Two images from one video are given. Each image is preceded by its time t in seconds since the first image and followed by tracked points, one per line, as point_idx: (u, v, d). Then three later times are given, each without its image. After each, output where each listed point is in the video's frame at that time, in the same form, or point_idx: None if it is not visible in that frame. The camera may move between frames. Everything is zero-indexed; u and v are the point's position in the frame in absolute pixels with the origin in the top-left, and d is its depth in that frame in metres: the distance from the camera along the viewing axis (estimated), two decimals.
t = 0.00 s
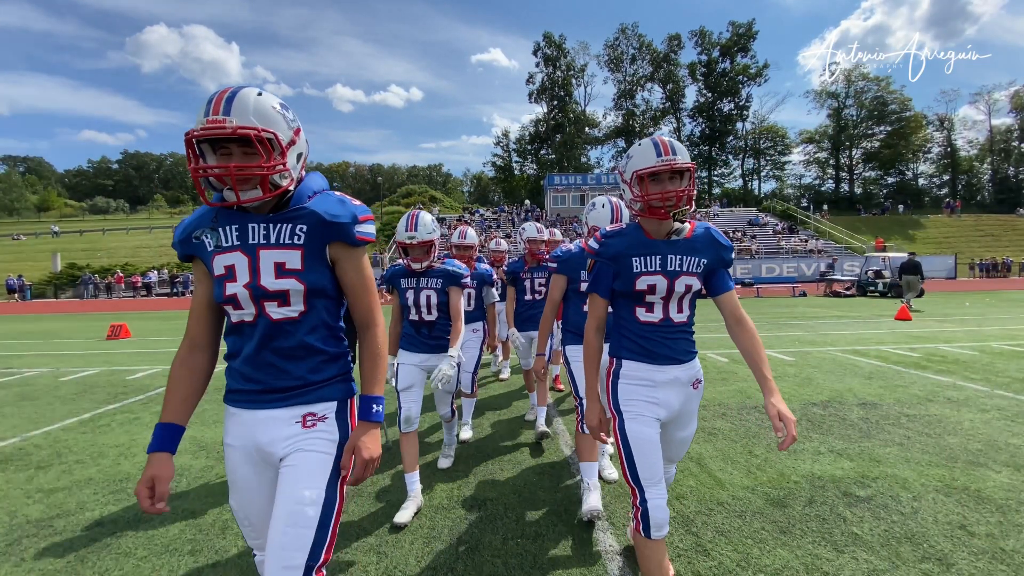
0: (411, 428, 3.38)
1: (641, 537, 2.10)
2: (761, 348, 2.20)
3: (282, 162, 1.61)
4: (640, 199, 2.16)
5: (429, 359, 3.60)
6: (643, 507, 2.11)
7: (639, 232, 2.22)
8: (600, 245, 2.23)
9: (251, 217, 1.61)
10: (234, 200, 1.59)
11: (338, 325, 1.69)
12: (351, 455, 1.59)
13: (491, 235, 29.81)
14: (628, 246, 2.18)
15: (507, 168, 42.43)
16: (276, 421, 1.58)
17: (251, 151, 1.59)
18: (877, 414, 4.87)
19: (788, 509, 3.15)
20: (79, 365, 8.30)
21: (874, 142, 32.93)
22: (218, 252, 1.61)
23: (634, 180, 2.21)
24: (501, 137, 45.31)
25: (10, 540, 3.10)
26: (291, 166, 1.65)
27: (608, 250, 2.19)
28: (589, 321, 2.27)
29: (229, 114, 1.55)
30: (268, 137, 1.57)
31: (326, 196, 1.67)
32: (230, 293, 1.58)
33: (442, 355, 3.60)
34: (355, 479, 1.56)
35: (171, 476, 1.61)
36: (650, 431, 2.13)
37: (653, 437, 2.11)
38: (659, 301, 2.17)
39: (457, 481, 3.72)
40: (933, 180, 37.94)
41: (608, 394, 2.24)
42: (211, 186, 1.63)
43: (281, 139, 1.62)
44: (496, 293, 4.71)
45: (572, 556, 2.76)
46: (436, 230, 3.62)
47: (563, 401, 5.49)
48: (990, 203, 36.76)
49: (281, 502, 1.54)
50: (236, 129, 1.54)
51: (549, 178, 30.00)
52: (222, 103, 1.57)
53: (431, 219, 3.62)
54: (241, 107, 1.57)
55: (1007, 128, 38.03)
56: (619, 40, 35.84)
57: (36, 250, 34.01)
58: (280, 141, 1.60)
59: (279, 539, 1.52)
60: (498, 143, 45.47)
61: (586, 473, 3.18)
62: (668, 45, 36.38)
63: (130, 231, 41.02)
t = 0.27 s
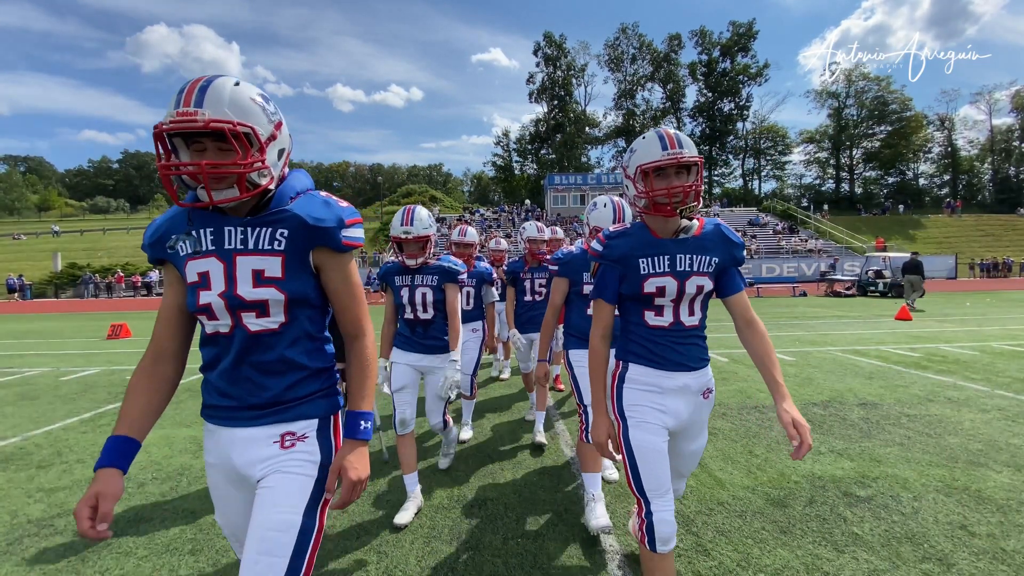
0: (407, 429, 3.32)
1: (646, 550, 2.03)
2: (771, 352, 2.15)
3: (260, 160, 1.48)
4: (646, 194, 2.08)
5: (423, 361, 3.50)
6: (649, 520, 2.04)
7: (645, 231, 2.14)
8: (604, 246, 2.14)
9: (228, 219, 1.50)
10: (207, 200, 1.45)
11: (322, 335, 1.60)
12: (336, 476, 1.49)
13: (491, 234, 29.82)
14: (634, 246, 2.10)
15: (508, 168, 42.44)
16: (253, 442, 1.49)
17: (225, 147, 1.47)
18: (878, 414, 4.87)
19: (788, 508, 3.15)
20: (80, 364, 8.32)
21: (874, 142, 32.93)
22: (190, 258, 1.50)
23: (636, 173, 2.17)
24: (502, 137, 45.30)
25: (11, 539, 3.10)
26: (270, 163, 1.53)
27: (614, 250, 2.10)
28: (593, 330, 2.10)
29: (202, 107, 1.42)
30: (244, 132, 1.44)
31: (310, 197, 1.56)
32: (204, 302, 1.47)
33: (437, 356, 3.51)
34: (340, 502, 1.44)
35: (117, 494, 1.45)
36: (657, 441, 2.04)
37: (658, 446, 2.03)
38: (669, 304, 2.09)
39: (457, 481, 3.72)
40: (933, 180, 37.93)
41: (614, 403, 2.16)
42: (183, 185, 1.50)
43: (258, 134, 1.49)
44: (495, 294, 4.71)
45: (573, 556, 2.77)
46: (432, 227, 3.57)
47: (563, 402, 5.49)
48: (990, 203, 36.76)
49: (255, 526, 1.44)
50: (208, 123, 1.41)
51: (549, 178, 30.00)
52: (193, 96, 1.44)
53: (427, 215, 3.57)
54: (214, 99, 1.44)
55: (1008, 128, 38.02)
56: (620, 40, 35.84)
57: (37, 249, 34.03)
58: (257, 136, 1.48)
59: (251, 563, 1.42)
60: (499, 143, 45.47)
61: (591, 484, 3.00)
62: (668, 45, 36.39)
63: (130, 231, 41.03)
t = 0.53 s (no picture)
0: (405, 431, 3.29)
1: (649, 557, 2.05)
2: (779, 350, 2.14)
3: (233, 157, 1.37)
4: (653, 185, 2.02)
5: (417, 362, 3.42)
6: (652, 527, 2.04)
7: (651, 225, 2.10)
8: (609, 243, 2.07)
9: (201, 223, 1.40)
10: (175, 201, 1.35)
11: (303, 350, 1.50)
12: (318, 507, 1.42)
13: (491, 234, 29.81)
14: (641, 241, 2.05)
15: (508, 168, 42.44)
16: (225, 468, 1.40)
17: (195, 143, 1.35)
18: (878, 414, 4.86)
19: (788, 508, 3.15)
20: (81, 364, 8.33)
21: (875, 142, 32.91)
22: (157, 265, 1.39)
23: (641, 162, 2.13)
24: (502, 137, 45.29)
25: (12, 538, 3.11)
26: (245, 161, 1.41)
27: (621, 246, 2.04)
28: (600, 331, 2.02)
29: (169, 98, 1.31)
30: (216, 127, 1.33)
31: (293, 199, 1.45)
32: (172, 314, 1.36)
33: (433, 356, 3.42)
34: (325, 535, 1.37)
35: (60, 515, 1.32)
36: (664, 444, 2.01)
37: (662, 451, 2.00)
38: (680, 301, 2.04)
39: (457, 480, 3.72)
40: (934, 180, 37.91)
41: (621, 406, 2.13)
42: (151, 184, 1.39)
43: (232, 129, 1.37)
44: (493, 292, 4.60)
45: (573, 556, 2.77)
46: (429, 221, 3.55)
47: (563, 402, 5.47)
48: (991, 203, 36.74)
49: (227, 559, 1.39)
50: (174, 117, 1.29)
51: (549, 177, 30.00)
52: (160, 86, 1.33)
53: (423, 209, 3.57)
54: (182, 91, 1.32)
55: (1008, 127, 37.99)
56: (620, 40, 35.81)
57: (37, 249, 34.03)
58: (231, 131, 1.37)
59: None
60: (499, 143, 45.48)
61: (597, 492, 2.89)
62: (669, 44, 36.38)
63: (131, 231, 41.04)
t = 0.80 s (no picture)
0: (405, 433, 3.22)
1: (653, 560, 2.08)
2: (786, 350, 2.13)
3: (202, 152, 1.26)
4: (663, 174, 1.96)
5: (413, 362, 3.30)
6: (657, 533, 2.05)
7: (661, 217, 2.02)
8: (618, 236, 1.99)
9: (166, 225, 1.29)
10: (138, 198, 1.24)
11: (279, 365, 1.41)
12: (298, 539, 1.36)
13: (491, 234, 29.81)
14: (652, 234, 1.98)
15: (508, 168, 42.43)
16: (191, 496, 1.31)
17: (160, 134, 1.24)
18: (878, 414, 4.86)
19: (788, 508, 3.15)
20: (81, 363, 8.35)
21: (875, 142, 32.90)
22: (117, 271, 1.31)
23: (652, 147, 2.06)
24: (502, 136, 45.27)
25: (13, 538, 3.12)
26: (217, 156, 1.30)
27: (632, 239, 1.96)
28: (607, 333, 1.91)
29: (130, 82, 1.19)
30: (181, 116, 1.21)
31: (270, 200, 1.36)
32: (131, 326, 1.27)
33: (430, 355, 3.32)
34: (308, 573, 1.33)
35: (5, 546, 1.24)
36: (671, 449, 2.00)
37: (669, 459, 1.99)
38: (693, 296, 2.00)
39: (458, 480, 3.73)
40: (934, 180, 37.89)
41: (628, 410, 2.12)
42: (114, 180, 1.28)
43: (201, 119, 1.26)
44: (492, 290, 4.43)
45: (573, 555, 2.77)
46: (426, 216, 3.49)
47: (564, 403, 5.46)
48: (991, 203, 36.74)
49: None
50: (133, 104, 1.17)
51: (549, 177, 29.98)
52: (119, 69, 1.21)
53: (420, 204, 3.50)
54: (145, 75, 1.21)
55: (1009, 127, 37.96)
56: (621, 39, 35.77)
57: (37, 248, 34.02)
58: (200, 122, 1.25)
59: None
60: (499, 142, 45.46)
61: (597, 496, 2.88)
62: (669, 44, 36.35)
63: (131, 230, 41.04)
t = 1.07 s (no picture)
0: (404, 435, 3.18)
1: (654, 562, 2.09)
2: (790, 350, 2.13)
3: (166, 135, 1.15)
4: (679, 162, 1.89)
5: (408, 364, 3.24)
6: (660, 537, 2.05)
7: (676, 208, 1.95)
8: (630, 228, 1.90)
9: (121, 217, 1.17)
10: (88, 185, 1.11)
11: (250, 376, 1.28)
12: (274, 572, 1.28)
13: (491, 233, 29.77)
14: (666, 226, 1.90)
15: (508, 167, 42.39)
16: (149, 520, 1.17)
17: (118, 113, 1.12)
18: (878, 414, 4.86)
19: (789, 508, 3.15)
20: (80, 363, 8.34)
21: (876, 142, 32.86)
22: (66, 266, 1.19)
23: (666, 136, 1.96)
24: (503, 136, 45.23)
25: (13, 537, 3.12)
26: (186, 141, 1.19)
27: (645, 232, 1.88)
28: (615, 335, 1.81)
29: (84, 51, 1.07)
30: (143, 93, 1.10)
31: (244, 191, 1.24)
32: (79, 330, 1.16)
33: (425, 357, 3.26)
34: None
35: None
36: (684, 452, 1.97)
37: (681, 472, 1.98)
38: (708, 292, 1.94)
39: (459, 479, 3.73)
40: (935, 180, 37.88)
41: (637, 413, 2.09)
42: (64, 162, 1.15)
43: (166, 98, 1.14)
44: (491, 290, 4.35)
45: (574, 555, 2.77)
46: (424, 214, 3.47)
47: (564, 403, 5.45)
48: (991, 203, 36.74)
49: None
50: (86, 76, 1.05)
51: (549, 177, 29.94)
52: (71, 36, 1.08)
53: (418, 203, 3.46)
54: (102, 45, 1.09)
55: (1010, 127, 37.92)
56: (621, 39, 35.70)
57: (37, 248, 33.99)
58: (165, 100, 1.14)
59: None
60: (500, 142, 45.42)
61: (597, 496, 2.87)
62: (670, 43, 36.31)
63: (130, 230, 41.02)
